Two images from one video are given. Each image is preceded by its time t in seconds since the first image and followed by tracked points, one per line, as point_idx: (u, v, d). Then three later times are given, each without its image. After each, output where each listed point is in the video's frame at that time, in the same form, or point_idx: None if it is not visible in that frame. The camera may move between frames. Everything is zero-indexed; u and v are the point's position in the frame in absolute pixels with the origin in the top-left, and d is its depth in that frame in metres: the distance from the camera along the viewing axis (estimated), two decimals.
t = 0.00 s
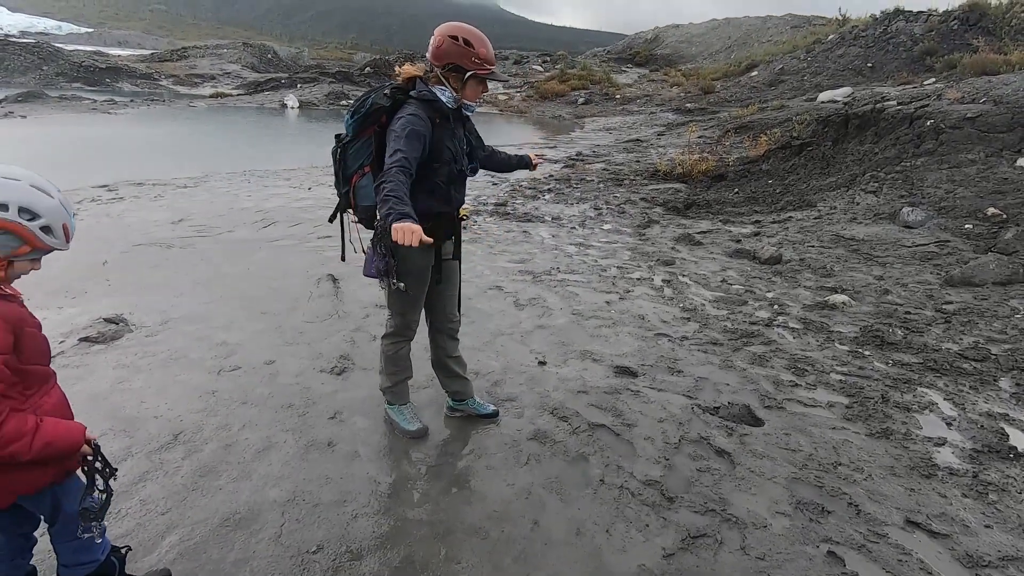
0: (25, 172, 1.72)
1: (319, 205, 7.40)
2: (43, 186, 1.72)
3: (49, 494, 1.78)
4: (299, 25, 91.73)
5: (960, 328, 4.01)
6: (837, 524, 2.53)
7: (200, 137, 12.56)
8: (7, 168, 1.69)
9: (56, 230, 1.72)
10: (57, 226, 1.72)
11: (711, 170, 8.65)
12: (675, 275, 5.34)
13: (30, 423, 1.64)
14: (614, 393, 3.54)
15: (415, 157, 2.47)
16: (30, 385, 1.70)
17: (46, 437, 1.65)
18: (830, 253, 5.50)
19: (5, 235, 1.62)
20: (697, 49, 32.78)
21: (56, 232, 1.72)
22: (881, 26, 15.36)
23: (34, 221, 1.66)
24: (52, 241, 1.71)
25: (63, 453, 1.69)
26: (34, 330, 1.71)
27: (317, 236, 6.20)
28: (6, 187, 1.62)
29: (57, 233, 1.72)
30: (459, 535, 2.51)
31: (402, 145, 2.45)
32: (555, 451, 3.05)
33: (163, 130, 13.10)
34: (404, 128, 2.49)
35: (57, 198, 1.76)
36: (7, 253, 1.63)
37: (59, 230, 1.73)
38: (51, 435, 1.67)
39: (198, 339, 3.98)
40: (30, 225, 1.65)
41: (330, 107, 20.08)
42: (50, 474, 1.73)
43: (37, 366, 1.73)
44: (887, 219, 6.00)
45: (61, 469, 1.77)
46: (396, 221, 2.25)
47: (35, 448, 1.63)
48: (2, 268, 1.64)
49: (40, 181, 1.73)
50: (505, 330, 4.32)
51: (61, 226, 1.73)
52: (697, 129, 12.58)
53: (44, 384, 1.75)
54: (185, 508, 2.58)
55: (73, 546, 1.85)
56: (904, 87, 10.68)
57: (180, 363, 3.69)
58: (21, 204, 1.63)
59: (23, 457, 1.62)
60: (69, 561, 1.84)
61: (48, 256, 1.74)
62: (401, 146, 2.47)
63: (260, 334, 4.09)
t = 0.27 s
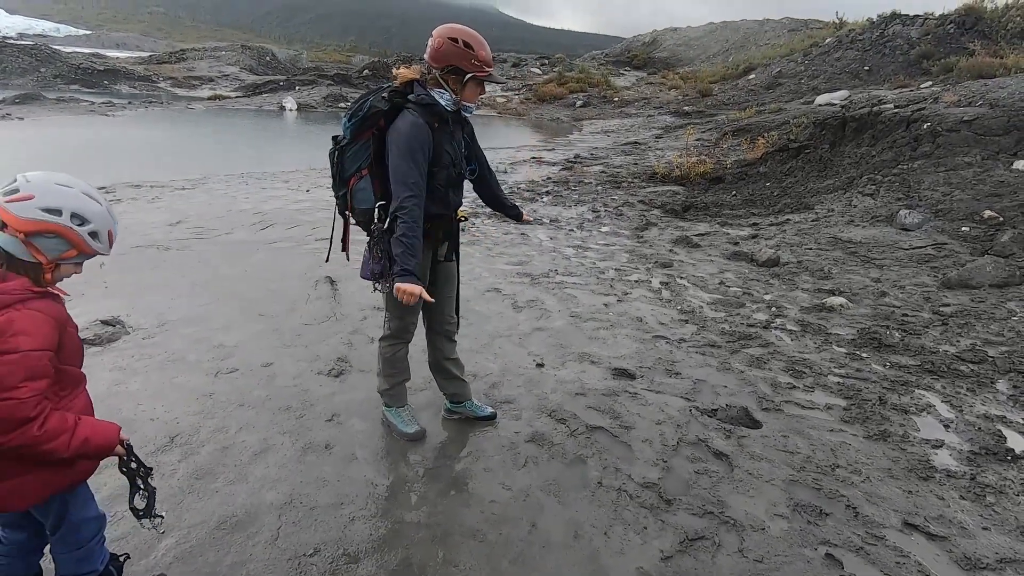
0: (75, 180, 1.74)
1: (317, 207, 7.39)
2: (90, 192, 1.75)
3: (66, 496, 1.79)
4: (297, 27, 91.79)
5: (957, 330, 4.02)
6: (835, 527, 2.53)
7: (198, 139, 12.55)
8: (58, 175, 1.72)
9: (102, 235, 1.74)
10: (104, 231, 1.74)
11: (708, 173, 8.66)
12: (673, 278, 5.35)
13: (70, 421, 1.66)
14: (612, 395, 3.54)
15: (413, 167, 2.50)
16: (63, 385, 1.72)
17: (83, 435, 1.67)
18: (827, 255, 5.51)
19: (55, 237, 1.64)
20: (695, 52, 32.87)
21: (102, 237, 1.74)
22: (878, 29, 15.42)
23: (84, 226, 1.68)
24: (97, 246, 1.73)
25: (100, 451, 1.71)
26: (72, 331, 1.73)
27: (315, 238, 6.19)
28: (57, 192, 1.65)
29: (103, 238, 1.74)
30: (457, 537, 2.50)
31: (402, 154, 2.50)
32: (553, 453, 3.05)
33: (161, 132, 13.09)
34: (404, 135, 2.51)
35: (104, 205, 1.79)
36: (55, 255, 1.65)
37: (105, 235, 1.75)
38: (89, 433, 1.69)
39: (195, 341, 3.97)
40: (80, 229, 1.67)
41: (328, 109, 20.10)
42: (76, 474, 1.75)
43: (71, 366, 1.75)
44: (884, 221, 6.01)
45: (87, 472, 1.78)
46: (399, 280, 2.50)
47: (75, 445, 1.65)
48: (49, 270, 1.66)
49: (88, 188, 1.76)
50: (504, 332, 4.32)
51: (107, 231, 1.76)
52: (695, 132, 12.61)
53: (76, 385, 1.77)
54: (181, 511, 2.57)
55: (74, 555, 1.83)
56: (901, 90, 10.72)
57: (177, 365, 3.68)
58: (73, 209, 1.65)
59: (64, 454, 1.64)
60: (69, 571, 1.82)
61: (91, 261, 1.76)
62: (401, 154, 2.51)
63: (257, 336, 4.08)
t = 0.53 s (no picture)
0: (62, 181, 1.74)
1: (313, 208, 7.37)
2: (78, 194, 1.74)
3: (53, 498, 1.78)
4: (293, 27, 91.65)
5: (952, 330, 4.04)
6: (831, 526, 2.54)
7: (193, 139, 12.52)
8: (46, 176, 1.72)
9: (89, 238, 1.73)
10: (91, 234, 1.73)
11: (705, 173, 8.68)
12: (669, 278, 5.35)
13: (63, 416, 1.64)
14: (609, 395, 3.55)
15: (417, 167, 2.49)
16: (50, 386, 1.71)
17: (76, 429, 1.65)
18: (823, 256, 5.52)
19: (40, 239, 1.63)
20: (691, 53, 32.94)
21: (89, 240, 1.73)
22: (873, 30, 15.47)
23: (69, 228, 1.68)
24: (84, 248, 1.72)
25: (95, 448, 1.69)
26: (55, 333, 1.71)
27: (312, 238, 6.18)
28: (44, 194, 1.64)
29: (90, 241, 1.74)
30: (453, 538, 2.50)
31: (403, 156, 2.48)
32: (550, 453, 3.05)
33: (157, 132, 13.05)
34: (402, 137, 2.48)
35: (93, 207, 1.78)
36: (40, 257, 1.64)
37: (92, 239, 1.74)
38: (84, 427, 1.67)
39: (191, 342, 3.96)
40: (65, 231, 1.66)
41: (325, 110, 20.08)
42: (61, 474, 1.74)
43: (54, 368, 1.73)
44: (879, 222, 6.03)
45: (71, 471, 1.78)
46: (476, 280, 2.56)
47: (70, 441, 1.64)
48: (33, 272, 1.66)
49: (77, 190, 1.75)
50: (500, 333, 4.32)
51: (94, 234, 1.75)
52: (691, 132, 12.63)
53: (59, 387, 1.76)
54: (176, 512, 2.56)
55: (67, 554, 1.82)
56: (896, 91, 10.76)
57: (173, 365, 3.67)
58: (59, 211, 1.65)
59: (58, 450, 1.62)
60: (63, 569, 1.82)
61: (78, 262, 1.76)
62: (399, 155, 2.49)
63: (254, 337, 4.07)
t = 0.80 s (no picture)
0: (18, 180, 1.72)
1: (310, 207, 7.36)
2: (34, 194, 1.73)
3: (12, 508, 1.73)
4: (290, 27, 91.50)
5: (948, 330, 4.05)
6: (828, 525, 2.54)
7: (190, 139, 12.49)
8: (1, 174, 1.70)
9: (43, 237, 1.71)
10: (46, 234, 1.71)
11: (702, 173, 8.69)
12: (667, 277, 5.36)
13: None
14: (606, 395, 3.55)
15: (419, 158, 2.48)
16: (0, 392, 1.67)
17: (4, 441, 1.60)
18: (819, 255, 5.54)
19: None
20: (688, 53, 32.99)
21: (44, 239, 1.71)
22: (870, 30, 15.52)
23: (22, 226, 1.66)
24: (38, 248, 1.70)
25: (26, 458, 1.64)
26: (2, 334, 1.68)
27: (309, 238, 6.17)
28: None
29: (45, 240, 1.71)
30: (451, 538, 2.50)
31: (399, 146, 2.45)
32: (548, 453, 3.05)
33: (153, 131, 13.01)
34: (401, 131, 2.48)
35: (49, 207, 1.76)
36: None
37: (47, 238, 1.72)
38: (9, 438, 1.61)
39: (187, 342, 3.95)
40: (16, 229, 1.64)
41: (322, 109, 20.05)
42: (8, 487, 1.66)
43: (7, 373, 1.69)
44: (876, 221, 6.05)
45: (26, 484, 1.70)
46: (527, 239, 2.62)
47: None
48: None
49: (33, 189, 1.74)
50: (498, 332, 4.32)
51: (49, 234, 1.73)
52: (689, 132, 12.65)
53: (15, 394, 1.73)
54: (172, 513, 2.55)
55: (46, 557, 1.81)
56: (892, 91, 10.79)
57: (169, 365, 3.66)
58: (10, 208, 1.63)
59: None
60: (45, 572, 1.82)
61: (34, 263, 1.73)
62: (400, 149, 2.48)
63: (251, 337, 4.06)
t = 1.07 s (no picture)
0: None
1: (307, 207, 7.35)
2: (15, 194, 1.64)
3: None
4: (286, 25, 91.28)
5: (944, 327, 4.06)
6: (825, 522, 2.55)
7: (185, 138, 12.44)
8: None
9: (20, 238, 1.61)
10: (23, 234, 1.61)
11: (699, 172, 8.70)
12: (664, 276, 5.37)
13: None
14: (604, 393, 3.56)
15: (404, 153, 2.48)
16: None
17: None
18: (816, 254, 5.55)
19: None
20: (684, 52, 33.02)
21: (21, 240, 1.61)
22: (866, 29, 15.55)
23: None
24: (16, 250, 1.60)
25: None
26: None
27: (305, 237, 6.16)
28: None
29: (23, 241, 1.61)
30: (448, 536, 2.50)
31: (386, 143, 2.45)
32: (545, 451, 3.05)
33: (148, 131, 12.94)
34: (390, 126, 2.49)
35: (30, 207, 1.67)
36: None
37: (25, 239, 1.62)
38: None
39: (184, 342, 3.94)
40: None
41: (318, 108, 20.00)
42: None
43: None
44: (872, 220, 6.06)
45: None
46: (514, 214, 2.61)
47: None
48: None
49: (15, 189, 1.66)
50: (495, 331, 4.32)
51: (28, 234, 1.63)
52: (685, 131, 12.66)
53: None
54: (169, 513, 2.54)
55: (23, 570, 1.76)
56: (888, 90, 10.82)
57: (165, 365, 3.65)
58: None
59: None
60: None
61: (14, 264, 1.63)
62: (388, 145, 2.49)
63: (247, 337, 4.05)
